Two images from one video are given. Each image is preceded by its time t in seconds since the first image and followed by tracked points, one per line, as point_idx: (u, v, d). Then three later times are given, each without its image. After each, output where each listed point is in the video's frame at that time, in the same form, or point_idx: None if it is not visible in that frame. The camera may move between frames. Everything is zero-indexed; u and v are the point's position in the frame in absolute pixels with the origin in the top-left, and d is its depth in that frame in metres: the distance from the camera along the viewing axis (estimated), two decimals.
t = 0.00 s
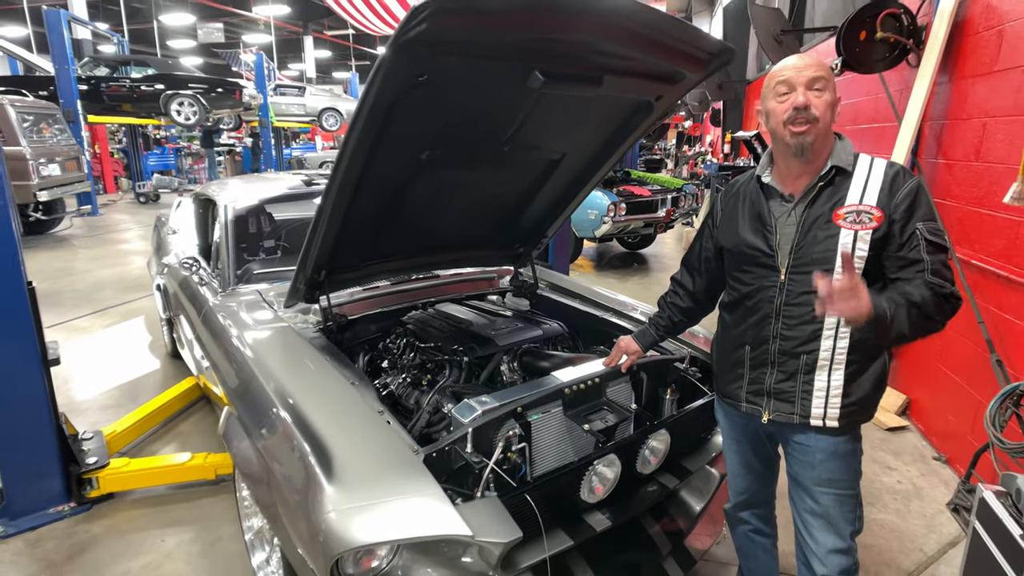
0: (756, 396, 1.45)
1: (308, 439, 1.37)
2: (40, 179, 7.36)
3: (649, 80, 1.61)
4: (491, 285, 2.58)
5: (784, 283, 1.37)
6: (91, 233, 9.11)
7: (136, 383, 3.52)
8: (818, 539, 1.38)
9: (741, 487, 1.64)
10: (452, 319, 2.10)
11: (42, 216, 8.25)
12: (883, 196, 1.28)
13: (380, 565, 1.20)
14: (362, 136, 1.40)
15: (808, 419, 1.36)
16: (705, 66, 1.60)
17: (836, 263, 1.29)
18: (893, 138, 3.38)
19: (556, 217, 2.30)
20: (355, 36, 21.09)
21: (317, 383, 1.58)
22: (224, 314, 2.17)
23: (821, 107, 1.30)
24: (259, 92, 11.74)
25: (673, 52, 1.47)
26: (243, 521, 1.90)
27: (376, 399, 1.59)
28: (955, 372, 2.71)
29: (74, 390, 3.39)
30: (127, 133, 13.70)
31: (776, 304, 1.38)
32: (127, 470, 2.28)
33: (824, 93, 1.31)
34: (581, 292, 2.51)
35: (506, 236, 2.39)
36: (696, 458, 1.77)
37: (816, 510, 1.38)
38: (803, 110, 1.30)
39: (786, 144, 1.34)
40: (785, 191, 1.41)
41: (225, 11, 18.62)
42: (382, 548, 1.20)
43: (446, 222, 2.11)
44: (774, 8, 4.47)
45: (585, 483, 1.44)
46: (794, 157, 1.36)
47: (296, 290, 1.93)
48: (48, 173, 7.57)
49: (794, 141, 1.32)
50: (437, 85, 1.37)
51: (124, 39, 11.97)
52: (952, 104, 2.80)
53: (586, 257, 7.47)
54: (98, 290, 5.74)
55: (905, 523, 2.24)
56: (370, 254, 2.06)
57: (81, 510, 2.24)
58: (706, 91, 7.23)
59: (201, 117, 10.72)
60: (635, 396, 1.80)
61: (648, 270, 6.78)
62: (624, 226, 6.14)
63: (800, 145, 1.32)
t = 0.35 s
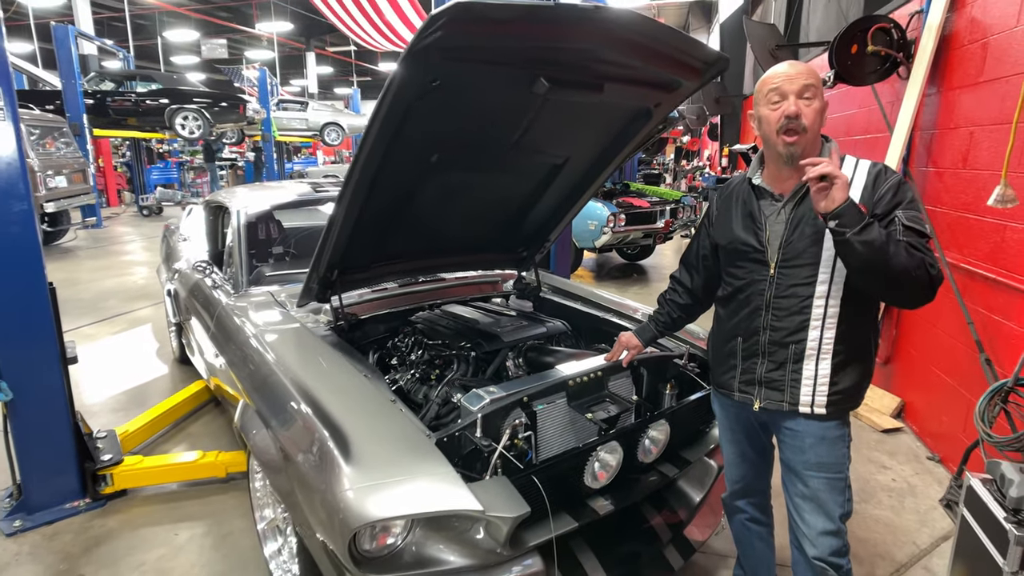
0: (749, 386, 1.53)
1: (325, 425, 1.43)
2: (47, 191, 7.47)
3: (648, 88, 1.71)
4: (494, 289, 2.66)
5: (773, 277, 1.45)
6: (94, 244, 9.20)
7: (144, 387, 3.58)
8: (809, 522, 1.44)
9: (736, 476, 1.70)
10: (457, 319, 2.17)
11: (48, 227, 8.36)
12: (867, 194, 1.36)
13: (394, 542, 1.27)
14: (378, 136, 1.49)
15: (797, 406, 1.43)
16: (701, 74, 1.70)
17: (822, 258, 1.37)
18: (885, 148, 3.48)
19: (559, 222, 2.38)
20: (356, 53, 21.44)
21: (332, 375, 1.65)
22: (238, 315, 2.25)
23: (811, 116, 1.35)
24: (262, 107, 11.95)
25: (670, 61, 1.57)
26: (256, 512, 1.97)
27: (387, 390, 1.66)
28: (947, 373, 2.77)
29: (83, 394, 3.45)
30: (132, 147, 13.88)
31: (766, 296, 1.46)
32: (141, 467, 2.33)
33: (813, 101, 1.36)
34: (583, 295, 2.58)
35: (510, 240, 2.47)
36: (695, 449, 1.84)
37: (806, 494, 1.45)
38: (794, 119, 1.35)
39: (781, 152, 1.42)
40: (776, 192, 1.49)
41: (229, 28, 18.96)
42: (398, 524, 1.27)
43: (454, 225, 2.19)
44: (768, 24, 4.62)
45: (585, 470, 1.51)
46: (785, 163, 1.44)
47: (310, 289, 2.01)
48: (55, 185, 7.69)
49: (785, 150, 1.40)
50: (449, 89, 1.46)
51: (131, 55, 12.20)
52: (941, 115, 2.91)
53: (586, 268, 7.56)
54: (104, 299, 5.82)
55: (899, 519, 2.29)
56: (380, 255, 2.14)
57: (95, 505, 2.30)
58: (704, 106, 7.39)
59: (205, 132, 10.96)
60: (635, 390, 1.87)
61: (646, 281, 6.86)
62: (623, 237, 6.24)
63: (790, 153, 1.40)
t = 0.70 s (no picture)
0: (749, 376, 1.58)
1: (341, 412, 1.49)
2: (55, 201, 7.58)
3: (650, 92, 1.79)
4: (499, 291, 2.72)
5: (772, 271, 1.52)
6: (98, 254, 9.28)
7: (153, 390, 3.64)
8: (807, 506, 1.50)
9: (737, 466, 1.75)
10: (465, 317, 2.23)
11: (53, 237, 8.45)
12: (862, 192, 1.42)
13: (409, 523, 1.33)
14: (392, 135, 1.56)
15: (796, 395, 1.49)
16: (701, 79, 1.78)
17: (819, 252, 1.43)
18: (882, 155, 3.57)
19: (563, 223, 2.45)
20: (358, 66, 21.69)
21: (346, 368, 1.71)
22: (251, 315, 2.31)
23: (806, 115, 1.45)
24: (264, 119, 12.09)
25: (672, 66, 1.65)
26: (268, 504, 2.02)
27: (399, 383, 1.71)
28: (944, 374, 2.82)
29: (93, 396, 3.51)
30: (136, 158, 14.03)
31: (766, 290, 1.53)
32: (153, 463, 2.39)
33: (809, 101, 1.45)
34: (586, 296, 2.65)
35: (516, 243, 2.54)
36: (697, 441, 1.90)
37: (805, 479, 1.50)
38: (790, 119, 1.44)
39: (778, 149, 1.48)
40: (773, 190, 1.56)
41: (233, 41, 19.22)
42: (412, 506, 1.32)
43: (461, 226, 2.26)
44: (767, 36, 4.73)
45: (592, 459, 1.56)
46: (783, 160, 1.50)
47: (322, 287, 2.07)
48: (62, 195, 7.80)
49: (783, 144, 1.46)
50: (460, 91, 1.54)
51: (137, 67, 12.38)
52: (936, 122, 3.00)
53: (587, 277, 7.64)
54: (111, 306, 5.89)
55: (897, 515, 2.33)
56: (389, 255, 2.21)
57: (110, 500, 2.36)
58: (703, 117, 7.51)
59: (208, 143, 11.10)
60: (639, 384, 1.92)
61: (647, 289, 6.93)
62: (624, 245, 6.33)
63: (789, 146, 1.46)
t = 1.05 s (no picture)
0: (753, 366, 1.63)
1: (359, 400, 1.53)
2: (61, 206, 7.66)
3: (655, 91, 1.85)
4: (505, 289, 2.77)
5: (775, 263, 1.57)
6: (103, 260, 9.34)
7: (161, 390, 3.68)
8: (810, 489, 1.55)
9: (740, 454, 1.80)
10: (474, 313, 2.29)
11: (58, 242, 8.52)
12: (862, 187, 1.47)
13: (425, 504, 1.39)
14: (407, 132, 1.62)
15: (798, 382, 1.55)
16: (704, 79, 1.84)
17: (821, 246, 1.49)
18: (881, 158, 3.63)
19: (569, 222, 2.51)
20: (360, 74, 21.87)
21: (362, 359, 1.76)
22: (263, 311, 2.36)
23: (802, 111, 1.50)
24: (268, 126, 12.21)
25: (676, 66, 1.71)
26: (282, 494, 2.07)
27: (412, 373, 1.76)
28: (943, 371, 2.87)
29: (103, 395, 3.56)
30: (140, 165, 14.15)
31: (769, 282, 1.58)
32: (165, 457, 2.43)
33: (805, 97, 1.50)
34: (591, 294, 2.71)
35: (522, 242, 2.60)
36: (702, 432, 1.94)
37: (807, 462, 1.56)
38: (786, 115, 1.50)
39: (774, 146, 1.55)
40: (775, 185, 1.61)
41: (237, 50, 19.41)
42: (428, 487, 1.39)
43: (470, 224, 2.32)
44: (767, 43, 4.82)
45: (600, 446, 1.61)
46: (782, 157, 1.56)
47: (335, 282, 2.13)
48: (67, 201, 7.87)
49: (779, 143, 1.53)
50: (472, 89, 1.60)
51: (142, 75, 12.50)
52: (933, 125, 3.06)
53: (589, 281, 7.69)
54: (118, 310, 5.95)
55: (897, 508, 2.37)
56: (400, 252, 2.26)
57: (124, 493, 2.41)
58: (703, 123, 7.59)
59: (212, 150, 11.20)
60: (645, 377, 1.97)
61: (648, 293, 6.98)
62: (625, 249, 6.38)
63: (785, 144, 1.52)
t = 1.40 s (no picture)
0: (758, 354, 1.68)
1: (372, 387, 1.58)
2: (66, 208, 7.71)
3: (657, 91, 1.91)
4: (509, 287, 2.82)
5: (781, 253, 1.62)
6: (106, 262, 9.39)
7: (168, 388, 3.72)
8: (813, 474, 1.60)
9: (743, 443, 1.85)
10: (481, 308, 2.33)
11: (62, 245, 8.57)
12: (866, 179, 1.53)
13: (437, 486, 1.44)
14: (418, 129, 1.67)
15: (803, 369, 1.60)
16: (706, 79, 1.90)
17: (827, 235, 1.55)
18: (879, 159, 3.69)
19: (571, 221, 2.56)
20: (362, 79, 21.98)
21: (373, 350, 1.81)
22: (274, 307, 2.41)
23: (812, 111, 1.54)
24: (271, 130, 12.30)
25: (679, 66, 1.77)
26: (292, 484, 2.11)
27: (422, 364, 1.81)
28: (941, 367, 2.91)
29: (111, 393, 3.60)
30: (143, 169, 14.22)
31: (775, 271, 1.63)
32: (176, 451, 2.47)
33: (814, 98, 1.55)
34: (594, 291, 2.76)
35: (526, 240, 2.65)
36: (704, 422, 2.00)
37: (810, 448, 1.61)
38: (797, 116, 1.54)
39: (785, 145, 1.59)
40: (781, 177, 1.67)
41: (239, 55, 19.53)
42: (439, 470, 1.44)
43: (475, 222, 2.37)
44: (766, 46, 4.89)
45: (607, 432, 1.66)
46: (791, 153, 1.61)
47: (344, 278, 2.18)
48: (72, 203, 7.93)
49: (791, 142, 1.58)
50: (482, 87, 1.66)
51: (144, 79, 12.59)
52: (930, 126, 3.12)
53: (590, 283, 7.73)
54: (123, 311, 6.00)
55: (896, 500, 2.41)
56: (407, 250, 2.31)
57: (136, 485, 2.45)
58: (703, 127, 7.66)
59: (215, 153, 11.29)
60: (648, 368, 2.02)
61: (649, 295, 7.02)
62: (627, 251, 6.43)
63: (795, 144, 1.58)
